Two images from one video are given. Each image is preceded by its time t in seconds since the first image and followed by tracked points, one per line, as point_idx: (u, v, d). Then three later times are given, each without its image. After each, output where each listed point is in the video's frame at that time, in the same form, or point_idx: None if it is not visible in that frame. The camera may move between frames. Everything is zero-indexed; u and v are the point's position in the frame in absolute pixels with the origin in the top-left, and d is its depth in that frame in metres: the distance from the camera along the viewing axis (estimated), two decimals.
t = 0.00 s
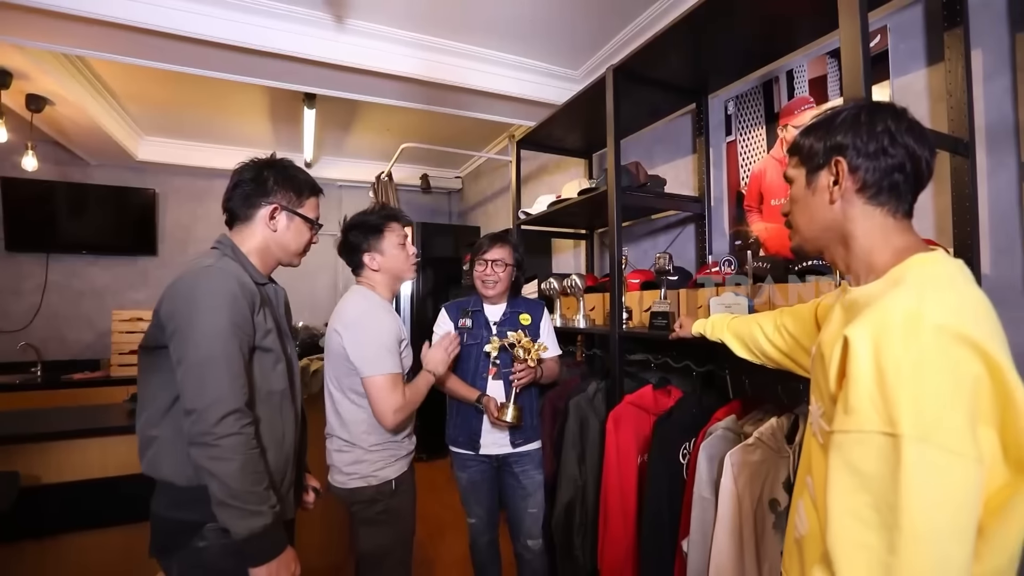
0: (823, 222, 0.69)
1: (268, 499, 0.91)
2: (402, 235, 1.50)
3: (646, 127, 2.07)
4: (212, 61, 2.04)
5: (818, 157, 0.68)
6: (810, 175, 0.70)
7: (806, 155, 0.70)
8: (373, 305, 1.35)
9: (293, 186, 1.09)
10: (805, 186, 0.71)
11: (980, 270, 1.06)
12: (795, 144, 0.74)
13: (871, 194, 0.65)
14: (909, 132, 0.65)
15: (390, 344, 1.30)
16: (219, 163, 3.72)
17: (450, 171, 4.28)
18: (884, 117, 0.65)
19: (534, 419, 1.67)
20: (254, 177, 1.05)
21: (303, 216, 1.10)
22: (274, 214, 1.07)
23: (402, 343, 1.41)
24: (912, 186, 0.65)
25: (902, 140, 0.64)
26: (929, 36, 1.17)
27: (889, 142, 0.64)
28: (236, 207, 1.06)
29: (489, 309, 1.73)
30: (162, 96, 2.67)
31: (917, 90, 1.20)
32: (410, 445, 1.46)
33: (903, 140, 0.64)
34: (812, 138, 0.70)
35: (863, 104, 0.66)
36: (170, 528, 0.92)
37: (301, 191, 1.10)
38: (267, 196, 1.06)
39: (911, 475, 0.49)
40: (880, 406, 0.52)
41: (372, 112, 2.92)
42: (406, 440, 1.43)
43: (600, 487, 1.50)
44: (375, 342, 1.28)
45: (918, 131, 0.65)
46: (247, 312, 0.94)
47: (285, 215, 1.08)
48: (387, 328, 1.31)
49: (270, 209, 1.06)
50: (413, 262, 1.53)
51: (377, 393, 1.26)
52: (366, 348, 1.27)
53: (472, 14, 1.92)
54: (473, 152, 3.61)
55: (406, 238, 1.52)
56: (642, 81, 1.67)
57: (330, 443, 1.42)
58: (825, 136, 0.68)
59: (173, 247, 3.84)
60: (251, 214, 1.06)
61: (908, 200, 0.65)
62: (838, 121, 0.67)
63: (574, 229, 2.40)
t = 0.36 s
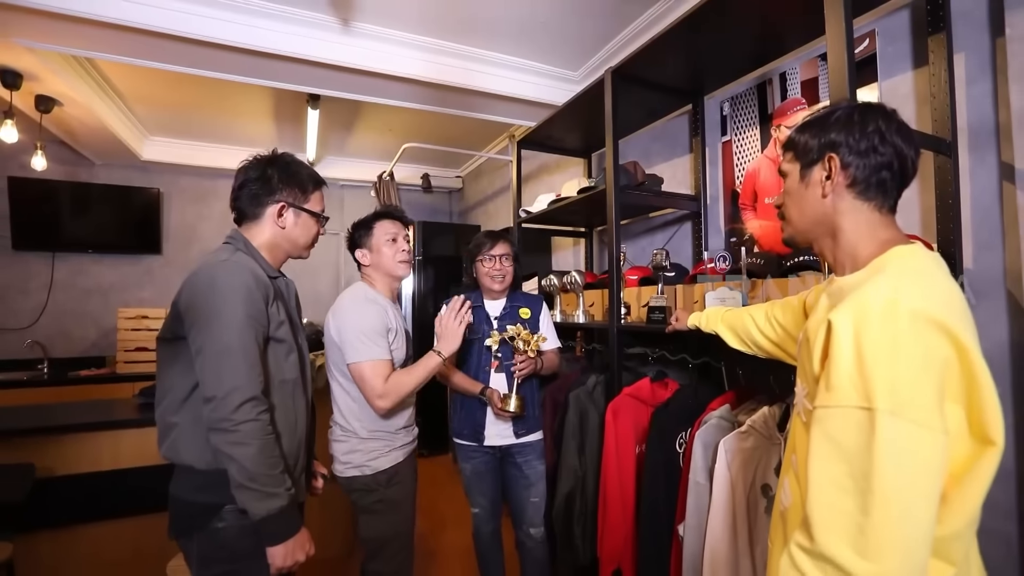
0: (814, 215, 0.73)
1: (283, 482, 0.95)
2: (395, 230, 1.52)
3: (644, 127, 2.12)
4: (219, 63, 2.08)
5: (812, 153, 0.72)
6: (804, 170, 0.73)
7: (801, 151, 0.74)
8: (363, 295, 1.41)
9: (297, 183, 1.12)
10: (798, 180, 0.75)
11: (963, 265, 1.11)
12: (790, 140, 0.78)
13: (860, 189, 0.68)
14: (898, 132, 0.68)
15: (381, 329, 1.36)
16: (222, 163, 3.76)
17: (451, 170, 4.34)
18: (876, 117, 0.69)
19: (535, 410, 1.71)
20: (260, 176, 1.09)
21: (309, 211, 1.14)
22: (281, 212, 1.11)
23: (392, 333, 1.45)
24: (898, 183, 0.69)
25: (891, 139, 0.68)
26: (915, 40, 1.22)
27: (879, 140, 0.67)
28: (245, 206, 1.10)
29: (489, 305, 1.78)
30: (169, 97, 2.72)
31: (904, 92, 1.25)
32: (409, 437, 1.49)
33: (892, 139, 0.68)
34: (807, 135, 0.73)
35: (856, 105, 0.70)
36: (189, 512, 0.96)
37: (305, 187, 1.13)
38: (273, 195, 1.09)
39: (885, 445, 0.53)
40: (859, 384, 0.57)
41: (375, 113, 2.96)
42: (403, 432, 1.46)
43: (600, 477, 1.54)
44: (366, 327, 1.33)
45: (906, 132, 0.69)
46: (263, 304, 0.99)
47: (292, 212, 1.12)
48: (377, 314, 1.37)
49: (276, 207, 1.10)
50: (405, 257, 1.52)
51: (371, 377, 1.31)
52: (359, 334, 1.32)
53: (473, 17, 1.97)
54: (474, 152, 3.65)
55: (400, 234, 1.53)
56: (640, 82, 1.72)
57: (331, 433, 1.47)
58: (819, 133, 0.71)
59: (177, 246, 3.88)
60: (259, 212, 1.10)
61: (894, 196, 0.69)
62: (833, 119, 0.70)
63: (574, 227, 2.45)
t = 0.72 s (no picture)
0: (815, 208, 0.73)
1: (288, 477, 0.96)
2: (407, 230, 1.54)
3: (645, 126, 2.13)
4: (221, 61, 2.08)
5: (817, 147, 0.72)
6: (807, 163, 0.74)
7: (806, 143, 0.74)
8: (370, 291, 1.42)
9: (296, 178, 1.12)
10: (802, 172, 0.75)
11: (963, 261, 1.12)
12: (795, 132, 0.78)
13: (861, 185, 0.69)
14: (903, 132, 0.69)
15: (383, 324, 1.37)
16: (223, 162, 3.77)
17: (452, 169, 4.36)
18: (884, 115, 0.69)
19: (537, 407, 1.72)
20: (258, 173, 1.10)
21: (308, 206, 1.14)
22: (280, 208, 1.11)
23: (393, 330, 1.46)
24: (900, 180, 0.70)
25: (897, 138, 0.69)
26: (914, 39, 1.23)
27: (885, 138, 0.68)
28: (244, 202, 1.10)
29: (489, 301, 1.79)
30: (170, 95, 2.72)
31: (903, 90, 1.26)
32: (411, 433, 1.50)
33: (898, 137, 0.69)
34: (814, 128, 0.74)
35: (866, 101, 0.71)
36: (194, 507, 0.97)
37: (304, 182, 1.14)
38: (272, 191, 1.10)
39: (889, 435, 0.54)
40: (863, 374, 0.57)
41: (376, 111, 2.97)
42: (405, 429, 1.47)
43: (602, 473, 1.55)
44: (368, 322, 1.34)
45: (911, 131, 0.70)
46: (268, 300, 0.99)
47: (291, 207, 1.12)
48: (381, 309, 1.38)
49: (275, 203, 1.10)
50: (414, 257, 1.54)
51: (367, 369, 1.32)
52: (360, 327, 1.33)
53: (475, 15, 1.97)
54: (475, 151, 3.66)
55: (410, 233, 1.55)
56: (641, 81, 1.73)
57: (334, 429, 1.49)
58: (827, 127, 0.71)
59: (178, 245, 3.89)
60: (259, 209, 1.10)
61: (895, 192, 0.70)
62: (842, 114, 0.71)
63: (575, 226, 2.45)
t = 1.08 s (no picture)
0: (823, 216, 0.73)
1: (295, 482, 0.95)
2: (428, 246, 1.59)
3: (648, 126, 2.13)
4: (222, 62, 2.08)
5: (816, 156, 0.72)
6: (809, 173, 0.74)
7: (805, 154, 0.74)
8: (386, 295, 1.41)
9: (297, 179, 1.12)
10: (805, 182, 0.75)
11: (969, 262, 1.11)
12: (792, 145, 0.78)
13: (867, 188, 0.68)
14: (900, 131, 0.69)
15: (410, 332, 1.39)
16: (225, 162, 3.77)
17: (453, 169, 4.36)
18: (878, 117, 0.69)
19: (540, 408, 1.72)
20: (259, 174, 1.09)
21: (309, 207, 1.13)
22: (281, 209, 1.10)
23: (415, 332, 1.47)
24: (905, 180, 0.69)
25: (895, 138, 0.68)
26: (919, 40, 1.23)
27: (882, 140, 0.68)
28: (246, 203, 1.10)
29: (492, 303, 1.79)
30: (172, 95, 2.72)
31: (908, 91, 1.26)
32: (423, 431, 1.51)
33: (895, 138, 0.68)
34: (809, 139, 0.74)
35: (856, 107, 0.71)
36: (198, 512, 0.96)
37: (305, 183, 1.13)
38: (273, 192, 1.09)
39: (908, 440, 0.54)
40: (880, 379, 0.57)
41: (378, 112, 2.97)
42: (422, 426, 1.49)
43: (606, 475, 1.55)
44: (402, 330, 1.36)
45: (908, 129, 0.69)
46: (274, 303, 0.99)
47: (292, 208, 1.12)
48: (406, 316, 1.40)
49: (276, 204, 1.10)
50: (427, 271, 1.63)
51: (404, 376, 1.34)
52: (394, 334, 1.35)
53: (478, 15, 1.97)
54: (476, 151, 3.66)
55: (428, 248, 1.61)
56: (644, 81, 1.72)
57: (347, 434, 1.47)
58: (821, 137, 0.72)
59: (179, 245, 3.88)
60: (259, 210, 1.10)
61: (902, 192, 0.69)
62: (832, 123, 0.71)
63: (577, 226, 2.45)
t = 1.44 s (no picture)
0: (810, 217, 0.76)
1: (291, 478, 0.96)
2: (400, 233, 1.59)
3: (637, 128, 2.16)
4: (211, 60, 2.06)
5: (803, 159, 0.75)
6: (797, 175, 0.77)
7: (793, 157, 0.77)
8: (385, 296, 1.42)
9: (294, 179, 1.12)
10: (793, 184, 0.78)
11: (944, 263, 1.16)
12: (782, 147, 0.81)
13: (851, 191, 0.71)
14: (885, 137, 0.71)
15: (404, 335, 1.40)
16: (211, 160, 3.73)
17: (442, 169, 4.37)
18: (864, 123, 0.72)
19: (530, 406, 1.73)
20: (259, 173, 1.09)
21: (305, 208, 1.14)
22: (277, 209, 1.11)
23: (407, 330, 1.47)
24: (888, 184, 0.72)
25: (879, 143, 0.71)
26: (899, 48, 1.27)
27: (867, 145, 0.71)
28: (243, 202, 1.10)
29: (484, 302, 1.81)
30: (158, 92, 2.68)
31: (888, 98, 1.30)
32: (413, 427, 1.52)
33: (880, 143, 0.71)
34: (798, 142, 0.76)
35: (843, 113, 0.74)
36: (193, 508, 0.96)
37: (303, 185, 1.13)
38: (270, 192, 1.10)
39: (886, 431, 0.56)
40: (861, 374, 0.60)
41: (367, 111, 2.96)
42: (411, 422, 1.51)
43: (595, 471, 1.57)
44: (396, 333, 1.36)
45: (892, 136, 0.72)
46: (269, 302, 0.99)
47: (288, 209, 1.12)
48: (401, 318, 1.40)
49: (272, 204, 1.10)
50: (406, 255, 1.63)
51: (394, 378, 1.35)
52: (388, 336, 1.35)
53: (470, 16, 1.98)
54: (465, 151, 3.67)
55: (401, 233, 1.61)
56: (634, 84, 1.75)
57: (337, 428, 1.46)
58: (809, 140, 0.74)
59: (164, 244, 3.83)
60: (257, 210, 1.10)
61: (884, 196, 0.72)
62: (821, 127, 0.74)
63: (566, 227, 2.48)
